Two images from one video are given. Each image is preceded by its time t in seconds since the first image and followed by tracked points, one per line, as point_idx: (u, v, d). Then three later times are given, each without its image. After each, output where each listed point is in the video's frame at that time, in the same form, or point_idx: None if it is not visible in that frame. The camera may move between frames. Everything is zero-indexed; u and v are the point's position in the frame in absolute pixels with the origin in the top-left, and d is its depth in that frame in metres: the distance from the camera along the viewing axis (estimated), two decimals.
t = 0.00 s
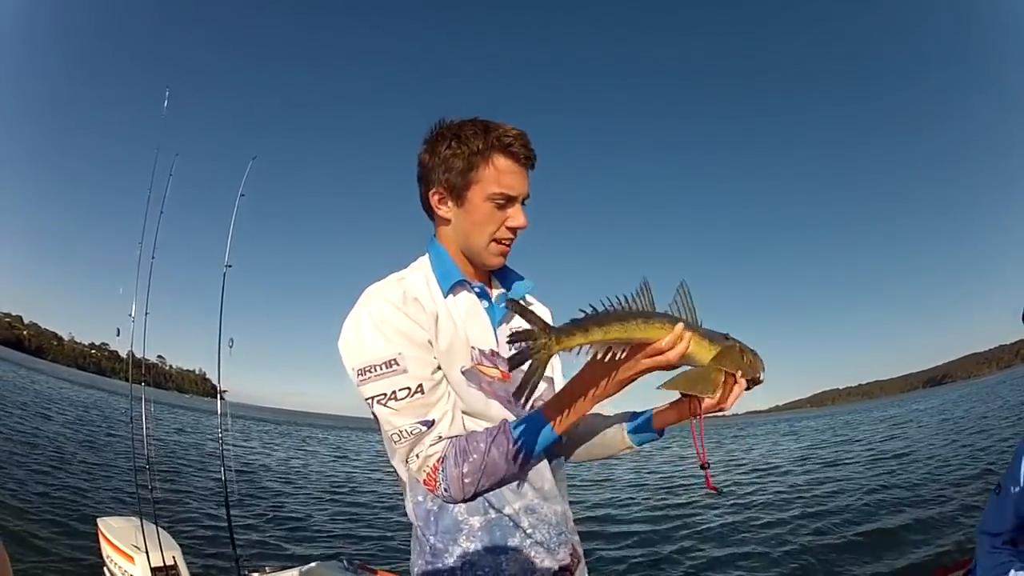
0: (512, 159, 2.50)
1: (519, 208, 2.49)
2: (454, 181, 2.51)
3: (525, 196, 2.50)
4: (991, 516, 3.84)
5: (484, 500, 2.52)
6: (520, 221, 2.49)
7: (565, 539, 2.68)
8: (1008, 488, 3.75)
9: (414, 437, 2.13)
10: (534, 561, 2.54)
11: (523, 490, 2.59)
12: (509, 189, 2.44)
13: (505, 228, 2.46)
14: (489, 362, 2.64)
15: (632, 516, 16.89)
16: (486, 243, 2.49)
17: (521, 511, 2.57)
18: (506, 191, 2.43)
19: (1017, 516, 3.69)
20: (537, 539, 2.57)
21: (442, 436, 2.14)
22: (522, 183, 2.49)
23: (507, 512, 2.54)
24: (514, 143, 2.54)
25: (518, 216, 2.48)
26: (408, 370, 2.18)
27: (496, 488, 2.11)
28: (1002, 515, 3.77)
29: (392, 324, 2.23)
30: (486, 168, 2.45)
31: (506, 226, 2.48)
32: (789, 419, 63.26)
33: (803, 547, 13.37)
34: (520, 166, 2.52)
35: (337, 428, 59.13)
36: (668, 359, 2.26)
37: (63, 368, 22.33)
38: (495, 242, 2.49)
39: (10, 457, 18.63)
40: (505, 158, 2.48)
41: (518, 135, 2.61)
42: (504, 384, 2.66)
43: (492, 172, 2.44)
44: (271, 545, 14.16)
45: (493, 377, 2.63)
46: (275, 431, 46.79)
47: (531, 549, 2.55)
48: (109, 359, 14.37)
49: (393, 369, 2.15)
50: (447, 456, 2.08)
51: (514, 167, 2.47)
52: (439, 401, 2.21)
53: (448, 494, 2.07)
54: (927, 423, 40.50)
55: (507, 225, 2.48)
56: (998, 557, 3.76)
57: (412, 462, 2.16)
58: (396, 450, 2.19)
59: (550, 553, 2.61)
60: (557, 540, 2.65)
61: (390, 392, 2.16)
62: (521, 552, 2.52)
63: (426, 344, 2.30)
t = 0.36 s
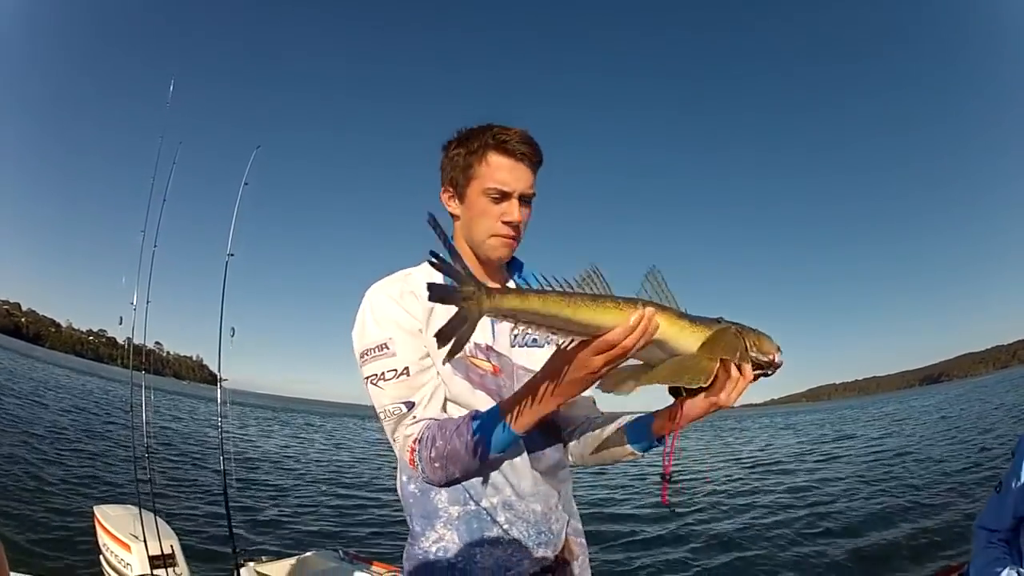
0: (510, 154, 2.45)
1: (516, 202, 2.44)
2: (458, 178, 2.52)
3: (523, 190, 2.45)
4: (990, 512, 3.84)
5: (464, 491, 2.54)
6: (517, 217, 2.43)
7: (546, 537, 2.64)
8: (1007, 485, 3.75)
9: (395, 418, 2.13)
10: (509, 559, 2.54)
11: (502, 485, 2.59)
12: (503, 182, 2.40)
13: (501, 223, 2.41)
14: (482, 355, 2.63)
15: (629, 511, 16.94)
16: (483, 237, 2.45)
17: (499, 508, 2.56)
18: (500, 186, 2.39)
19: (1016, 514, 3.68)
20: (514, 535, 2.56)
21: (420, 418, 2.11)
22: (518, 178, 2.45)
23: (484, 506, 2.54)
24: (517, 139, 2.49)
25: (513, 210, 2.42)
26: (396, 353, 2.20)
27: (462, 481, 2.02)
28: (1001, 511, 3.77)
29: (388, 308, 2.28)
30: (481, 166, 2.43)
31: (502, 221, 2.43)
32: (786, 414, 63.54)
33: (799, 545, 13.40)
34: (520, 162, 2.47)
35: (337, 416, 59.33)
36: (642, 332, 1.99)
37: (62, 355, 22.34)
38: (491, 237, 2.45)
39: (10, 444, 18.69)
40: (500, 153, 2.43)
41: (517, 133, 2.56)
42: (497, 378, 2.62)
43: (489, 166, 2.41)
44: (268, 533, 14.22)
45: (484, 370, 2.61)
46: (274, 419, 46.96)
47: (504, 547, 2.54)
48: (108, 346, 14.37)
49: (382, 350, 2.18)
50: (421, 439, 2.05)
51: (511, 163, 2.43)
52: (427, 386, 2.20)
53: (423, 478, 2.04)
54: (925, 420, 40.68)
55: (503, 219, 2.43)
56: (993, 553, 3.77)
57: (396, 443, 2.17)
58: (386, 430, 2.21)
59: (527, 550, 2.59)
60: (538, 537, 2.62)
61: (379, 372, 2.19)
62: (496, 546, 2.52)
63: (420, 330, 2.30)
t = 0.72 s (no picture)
0: (545, 176, 3.20)
1: (549, 215, 3.17)
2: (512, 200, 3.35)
3: (556, 205, 3.17)
4: (994, 509, 3.79)
5: (489, 484, 2.80)
6: (549, 226, 3.15)
7: (565, 535, 2.76)
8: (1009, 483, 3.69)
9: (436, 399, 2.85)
10: (520, 552, 2.71)
11: (520, 480, 2.81)
12: (538, 200, 3.16)
13: (537, 232, 3.14)
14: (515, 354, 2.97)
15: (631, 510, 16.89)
16: (525, 245, 3.19)
17: (513, 502, 2.77)
18: (536, 202, 3.16)
19: (1017, 512, 3.65)
20: (529, 530, 2.73)
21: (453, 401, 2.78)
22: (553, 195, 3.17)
23: (504, 499, 2.77)
24: (556, 163, 3.24)
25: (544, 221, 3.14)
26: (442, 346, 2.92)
27: (479, 465, 2.62)
28: (1004, 511, 3.72)
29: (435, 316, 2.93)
30: (526, 186, 3.23)
31: (537, 229, 3.15)
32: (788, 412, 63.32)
33: (801, 545, 13.35)
34: (555, 181, 3.21)
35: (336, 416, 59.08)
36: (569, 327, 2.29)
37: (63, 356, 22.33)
38: (530, 243, 3.17)
39: (11, 445, 18.70)
40: (539, 175, 3.20)
41: (561, 153, 3.29)
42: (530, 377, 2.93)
43: (529, 188, 3.21)
44: (269, 534, 14.17)
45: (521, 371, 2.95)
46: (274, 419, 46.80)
47: (515, 539, 2.72)
48: (109, 346, 14.37)
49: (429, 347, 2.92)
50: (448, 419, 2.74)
51: (546, 181, 3.18)
52: (460, 375, 2.83)
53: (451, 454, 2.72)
54: (927, 418, 40.50)
55: (538, 228, 3.15)
56: (993, 550, 3.76)
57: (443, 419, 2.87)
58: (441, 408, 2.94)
59: (543, 545, 2.73)
60: (556, 533, 2.76)
61: (432, 362, 2.93)
62: (513, 537, 2.71)
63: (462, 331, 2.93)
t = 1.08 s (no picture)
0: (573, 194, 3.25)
1: (576, 232, 3.25)
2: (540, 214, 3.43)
3: (582, 223, 3.23)
4: (984, 516, 3.84)
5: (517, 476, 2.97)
6: (577, 244, 3.24)
7: (586, 527, 2.91)
8: (1000, 489, 3.75)
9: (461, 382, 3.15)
10: (541, 541, 2.87)
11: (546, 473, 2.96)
12: (566, 218, 3.24)
13: (564, 249, 3.24)
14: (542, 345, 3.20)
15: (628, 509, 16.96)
16: (552, 261, 3.30)
17: (538, 488, 2.95)
18: (564, 220, 3.23)
19: (1010, 519, 3.70)
20: (552, 522, 2.88)
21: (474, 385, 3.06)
22: (578, 213, 3.24)
23: (530, 491, 2.94)
24: (584, 180, 3.28)
25: (572, 238, 3.23)
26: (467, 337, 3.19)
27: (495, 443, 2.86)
28: (995, 517, 3.77)
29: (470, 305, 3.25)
30: (555, 205, 3.30)
31: (564, 248, 3.25)
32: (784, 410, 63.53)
33: (796, 544, 13.43)
34: (581, 199, 3.26)
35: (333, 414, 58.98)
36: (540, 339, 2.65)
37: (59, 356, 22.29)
38: (557, 259, 3.28)
39: (9, 447, 18.69)
40: (565, 195, 3.26)
41: (587, 172, 3.32)
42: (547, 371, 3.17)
43: (557, 205, 3.28)
44: (266, 534, 14.21)
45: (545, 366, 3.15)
46: (270, 417, 46.73)
47: (537, 527, 2.90)
48: (106, 347, 14.36)
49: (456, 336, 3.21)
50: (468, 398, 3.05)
51: (574, 200, 3.24)
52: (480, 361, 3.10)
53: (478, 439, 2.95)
54: (922, 415, 40.72)
55: (565, 246, 3.25)
56: (987, 557, 3.80)
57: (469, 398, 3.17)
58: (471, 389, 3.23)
59: (565, 537, 2.88)
60: (578, 526, 2.90)
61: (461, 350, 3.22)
62: (537, 528, 2.89)
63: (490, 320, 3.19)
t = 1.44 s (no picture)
0: (579, 200, 3.52)
1: (582, 236, 3.52)
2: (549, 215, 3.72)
3: (588, 226, 3.51)
4: (983, 521, 3.85)
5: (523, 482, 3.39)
6: (582, 246, 3.53)
7: (586, 531, 3.28)
8: (999, 493, 3.76)
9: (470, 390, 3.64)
10: (543, 539, 3.29)
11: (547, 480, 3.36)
12: (571, 222, 3.52)
13: (570, 252, 3.55)
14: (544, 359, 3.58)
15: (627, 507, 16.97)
16: (559, 262, 3.62)
17: (543, 492, 3.34)
18: (570, 225, 3.53)
19: (1009, 524, 3.71)
20: (554, 525, 3.29)
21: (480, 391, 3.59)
22: (584, 215, 3.51)
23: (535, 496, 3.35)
24: (590, 186, 3.53)
25: (577, 242, 3.52)
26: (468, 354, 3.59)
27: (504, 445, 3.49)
28: (994, 522, 3.78)
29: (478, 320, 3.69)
30: (562, 208, 3.58)
31: (569, 251, 3.56)
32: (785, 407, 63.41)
33: (795, 541, 13.45)
34: (587, 204, 3.52)
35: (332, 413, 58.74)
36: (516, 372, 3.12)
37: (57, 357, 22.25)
38: (563, 261, 3.59)
39: (7, 448, 18.68)
40: (573, 198, 3.53)
41: (594, 174, 3.57)
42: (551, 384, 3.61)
43: (564, 211, 3.56)
44: (265, 535, 14.21)
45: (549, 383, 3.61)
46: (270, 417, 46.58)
47: (541, 525, 3.31)
48: (104, 347, 14.38)
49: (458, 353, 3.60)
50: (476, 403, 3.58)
51: (580, 205, 3.51)
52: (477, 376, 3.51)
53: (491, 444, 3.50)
54: (924, 411, 40.66)
55: (570, 248, 3.55)
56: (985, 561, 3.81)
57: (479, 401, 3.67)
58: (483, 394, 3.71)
59: (566, 539, 3.27)
60: (577, 530, 3.28)
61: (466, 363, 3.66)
62: (540, 529, 3.30)
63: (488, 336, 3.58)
